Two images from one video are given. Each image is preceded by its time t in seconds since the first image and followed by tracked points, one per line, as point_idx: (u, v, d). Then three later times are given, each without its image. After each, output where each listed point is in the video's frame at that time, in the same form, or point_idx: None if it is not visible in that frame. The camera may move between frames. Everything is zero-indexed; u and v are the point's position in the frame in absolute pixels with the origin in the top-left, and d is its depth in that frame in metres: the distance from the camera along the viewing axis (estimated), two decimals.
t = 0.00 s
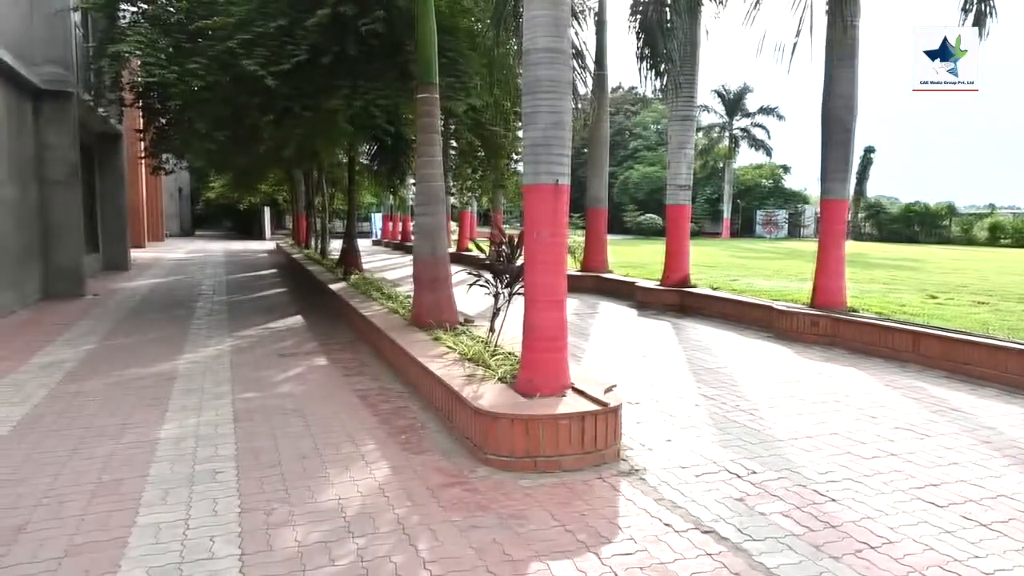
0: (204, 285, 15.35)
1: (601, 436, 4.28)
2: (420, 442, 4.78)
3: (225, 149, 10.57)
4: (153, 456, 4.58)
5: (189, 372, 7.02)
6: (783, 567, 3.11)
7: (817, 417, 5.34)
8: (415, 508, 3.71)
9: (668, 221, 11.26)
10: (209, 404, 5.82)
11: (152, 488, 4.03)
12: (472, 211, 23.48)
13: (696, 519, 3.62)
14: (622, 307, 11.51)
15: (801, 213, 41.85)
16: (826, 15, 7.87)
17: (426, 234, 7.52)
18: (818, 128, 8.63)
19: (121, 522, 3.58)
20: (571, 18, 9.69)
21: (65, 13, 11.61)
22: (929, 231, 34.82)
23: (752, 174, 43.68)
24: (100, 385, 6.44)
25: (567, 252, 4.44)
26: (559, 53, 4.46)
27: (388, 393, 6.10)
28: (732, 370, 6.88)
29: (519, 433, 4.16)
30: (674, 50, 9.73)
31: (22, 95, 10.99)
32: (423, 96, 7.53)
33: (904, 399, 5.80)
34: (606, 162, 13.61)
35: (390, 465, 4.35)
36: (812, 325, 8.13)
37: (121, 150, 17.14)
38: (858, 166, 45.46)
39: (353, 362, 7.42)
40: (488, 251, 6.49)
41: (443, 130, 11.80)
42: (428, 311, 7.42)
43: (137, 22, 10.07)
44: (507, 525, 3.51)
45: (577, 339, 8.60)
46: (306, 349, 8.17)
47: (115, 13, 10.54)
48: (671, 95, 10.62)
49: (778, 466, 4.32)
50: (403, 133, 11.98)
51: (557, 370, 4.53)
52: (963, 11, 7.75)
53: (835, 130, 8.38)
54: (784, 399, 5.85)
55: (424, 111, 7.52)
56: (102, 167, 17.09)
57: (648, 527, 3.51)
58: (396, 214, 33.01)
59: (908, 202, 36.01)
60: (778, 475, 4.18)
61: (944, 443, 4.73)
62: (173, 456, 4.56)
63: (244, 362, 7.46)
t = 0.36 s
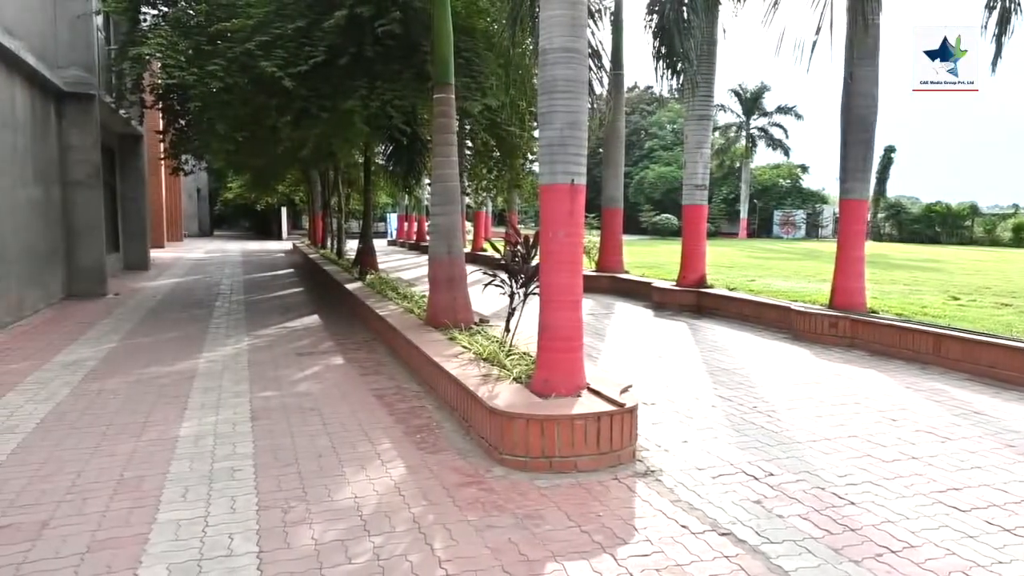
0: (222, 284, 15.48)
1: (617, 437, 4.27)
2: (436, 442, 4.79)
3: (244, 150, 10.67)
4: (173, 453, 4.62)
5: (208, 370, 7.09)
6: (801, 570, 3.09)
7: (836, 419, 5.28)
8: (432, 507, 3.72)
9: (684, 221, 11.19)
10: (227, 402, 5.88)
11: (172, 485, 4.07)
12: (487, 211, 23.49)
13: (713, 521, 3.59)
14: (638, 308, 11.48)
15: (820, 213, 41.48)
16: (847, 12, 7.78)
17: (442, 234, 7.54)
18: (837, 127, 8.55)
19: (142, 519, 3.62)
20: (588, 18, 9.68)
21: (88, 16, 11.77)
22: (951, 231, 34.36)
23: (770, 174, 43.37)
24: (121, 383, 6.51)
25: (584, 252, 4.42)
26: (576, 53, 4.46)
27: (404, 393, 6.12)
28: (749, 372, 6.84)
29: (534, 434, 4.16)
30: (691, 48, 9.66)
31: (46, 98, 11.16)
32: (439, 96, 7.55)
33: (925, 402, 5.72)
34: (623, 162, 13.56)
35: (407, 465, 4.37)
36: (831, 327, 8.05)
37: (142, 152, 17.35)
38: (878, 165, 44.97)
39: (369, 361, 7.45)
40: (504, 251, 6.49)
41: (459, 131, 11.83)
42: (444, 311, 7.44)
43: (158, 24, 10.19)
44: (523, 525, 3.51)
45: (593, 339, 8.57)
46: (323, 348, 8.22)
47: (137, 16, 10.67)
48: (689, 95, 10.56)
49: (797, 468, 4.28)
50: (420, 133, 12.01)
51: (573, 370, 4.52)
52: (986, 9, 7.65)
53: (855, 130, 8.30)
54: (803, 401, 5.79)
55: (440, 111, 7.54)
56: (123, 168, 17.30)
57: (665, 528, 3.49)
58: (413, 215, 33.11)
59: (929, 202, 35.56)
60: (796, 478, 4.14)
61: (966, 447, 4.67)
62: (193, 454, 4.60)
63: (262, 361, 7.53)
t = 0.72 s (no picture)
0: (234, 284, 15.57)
1: (628, 437, 4.26)
2: (446, 441, 4.80)
3: (256, 150, 10.72)
4: (185, 452, 4.65)
5: (220, 369, 7.13)
6: (813, 572, 3.07)
7: (848, 421, 5.25)
8: (443, 506, 3.73)
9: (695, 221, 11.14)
10: (239, 401, 5.91)
11: (185, 484, 4.10)
12: (498, 211, 23.50)
13: (724, 522, 3.58)
14: (649, 308, 11.45)
15: (832, 214, 41.25)
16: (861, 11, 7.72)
17: (453, 234, 7.55)
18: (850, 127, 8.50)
19: (155, 516, 3.65)
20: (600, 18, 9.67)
21: (102, 17, 11.87)
22: (964, 232, 34.08)
23: (781, 174, 43.18)
24: (134, 381, 6.56)
25: (596, 252, 4.42)
26: (588, 54, 4.46)
27: (415, 392, 6.13)
28: (761, 373, 6.81)
29: (545, 433, 4.16)
30: (703, 49, 9.88)
31: (60, 98, 11.26)
32: (450, 96, 7.55)
33: (939, 404, 5.67)
34: (634, 162, 13.53)
35: (417, 464, 4.38)
36: (844, 328, 8.00)
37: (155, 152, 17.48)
38: (890, 165, 44.66)
39: (381, 361, 7.48)
40: (515, 251, 6.49)
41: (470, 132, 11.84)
42: (455, 310, 7.45)
43: (171, 26, 10.28)
44: (534, 525, 3.51)
45: (604, 339, 8.57)
46: (334, 347, 8.25)
47: (150, 17, 10.74)
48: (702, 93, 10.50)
49: (808, 469, 4.26)
50: (431, 133, 12.04)
51: (584, 370, 4.51)
52: (1001, 7, 7.59)
53: (867, 130, 8.25)
54: (815, 402, 5.76)
55: (451, 112, 7.55)
56: (136, 168, 17.43)
57: (675, 529, 3.49)
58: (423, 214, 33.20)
59: (943, 203, 35.28)
60: (808, 479, 4.12)
61: (980, 448, 4.62)
62: (205, 453, 4.62)
63: (274, 360, 7.57)
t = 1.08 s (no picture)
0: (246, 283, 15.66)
1: (639, 437, 4.25)
2: (457, 441, 4.80)
3: (268, 150, 10.78)
4: (198, 450, 4.69)
5: (232, 368, 7.18)
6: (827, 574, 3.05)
7: (861, 422, 5.22)
8: (454, 506, 3.74)
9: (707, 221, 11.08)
10: (252, 400, 5.94)
11: (198, 481, 4.13)
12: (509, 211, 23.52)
13: (737, 523, 3.57)
14: (660, 308, 11.42)
15: (844, 214, 41.00)
16: (875, 10, 7.66)
17: (465, 234, 7.56)
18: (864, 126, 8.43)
19: (168, 514, 3.68)
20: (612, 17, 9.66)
21: (116, 18, 11.96)
22: (979, 231, 33.80)
23: (793, 174, 42.98)
24: (148, 380, 6.61)
25: (607, 252, 4.42)
26: (600, 53, 4.45)
27: (426, 392, 6.14)
28: (773, 374, 6.77)
29: (556, 433, 4.15)
30: (715, 50, 9.97)
31: (75, 98, 11.36)
32: (462, 96, 7.57)
33: (953, 405, 5.63)
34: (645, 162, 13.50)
35: (429, 463, 4.39)
36: (857, 328, 7.94)
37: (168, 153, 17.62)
38: (904, 165, 44.33)
39: (391, 360, 7.50)
40: (526, 251, 6.49)
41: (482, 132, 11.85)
42: (465, 310, 7.45)
43: (185, 27, 10.35)
44: (545, 525, 3.51)
45: (615, 340, 8.55)
46: (346, 347, 8.29)
47: (163, 18, 10.82)
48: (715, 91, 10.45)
49: (821, 471, 4.24)
50: (442, 133, 12.07)
51: (596, 371, 4.50)
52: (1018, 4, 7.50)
53: (881, 129, 8.19)
54: (828, 404, 5.72)
55: (462, 112, 7.56)
56: (149, 168, 17.56)
57: (687, 530, 3.47)
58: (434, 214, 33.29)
59: (958, 202, 34.99)
60: (821, 481, 4.10)
61: (995, 451, 4.58)
62: (218, 451, 4.66)
63: (286, 359, 7.60)
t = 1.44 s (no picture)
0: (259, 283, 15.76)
1: (652, 438, 4.24)
2: (470, 441, 4.81)
3: (282, 150, 10.85)
4: (213, 448, 4.72)
5: (246, 367, 7.22)
6: None
7: (876, 424, 5.17)
8: (466, 505, 3.74)
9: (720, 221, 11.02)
10: (265, 398, 5.98)
11: (213, 479, 4.16)
12: (521, 211, 23.53)
13: (750, 525, 3.55)
14: (673, 308, 11.38)
15: (859, 213, 40.71)
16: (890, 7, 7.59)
17: (477, 234, 7.57)
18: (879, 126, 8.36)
19: (183, 511, 3.71)
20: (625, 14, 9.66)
21: (131, 20, 12.06)
22: (996, 231, 33.44)
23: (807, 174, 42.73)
24: (163, 378, 6.67)
25: (620, 252, 4.41)
26: (613, 53, 4.44)
27: (439, 391, 6.16)
28: (786, 374, 6.73)
29: (569, 434, 4.15)
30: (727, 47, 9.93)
31: (91, 99, 11.47)
32: (473, 96, 7.57)
33: (970, 407, 5.57)
34: (657, 162, 13.45)
35: (441, 463, 4.40)
36: (871, 329, 7.87)
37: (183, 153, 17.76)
38: (920, 164, 43.93)
39: (404, 360, 7.51)
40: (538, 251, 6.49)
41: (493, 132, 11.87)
42: (477, 310, 7.46)
43: (199, 28, 10.43)
44: (558, 525, 3.51)
45: (628, 340, 8.54)
46: (358, 346, 8.32)
47: (178, 19, 10.88)
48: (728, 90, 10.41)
49: (836, 473, 4.21)
50: (454, 133, 12.09)
51: (608, 371, 4.49)
52: None
53: (896, 128, 8.12)
54: (843, 405, 5.68)
55: (474, 112, 7.56)
56: (164, 168, 17.71)
57: (700, 532, 3.46)
58: (446, 214, 33.36)
59: (974, 202, 34.65)
60: (835, 482, 4.07)
61: (1012, 453, 4.53)
62: (232, 449, 4.69)
63: (299, 358, 7.64)
